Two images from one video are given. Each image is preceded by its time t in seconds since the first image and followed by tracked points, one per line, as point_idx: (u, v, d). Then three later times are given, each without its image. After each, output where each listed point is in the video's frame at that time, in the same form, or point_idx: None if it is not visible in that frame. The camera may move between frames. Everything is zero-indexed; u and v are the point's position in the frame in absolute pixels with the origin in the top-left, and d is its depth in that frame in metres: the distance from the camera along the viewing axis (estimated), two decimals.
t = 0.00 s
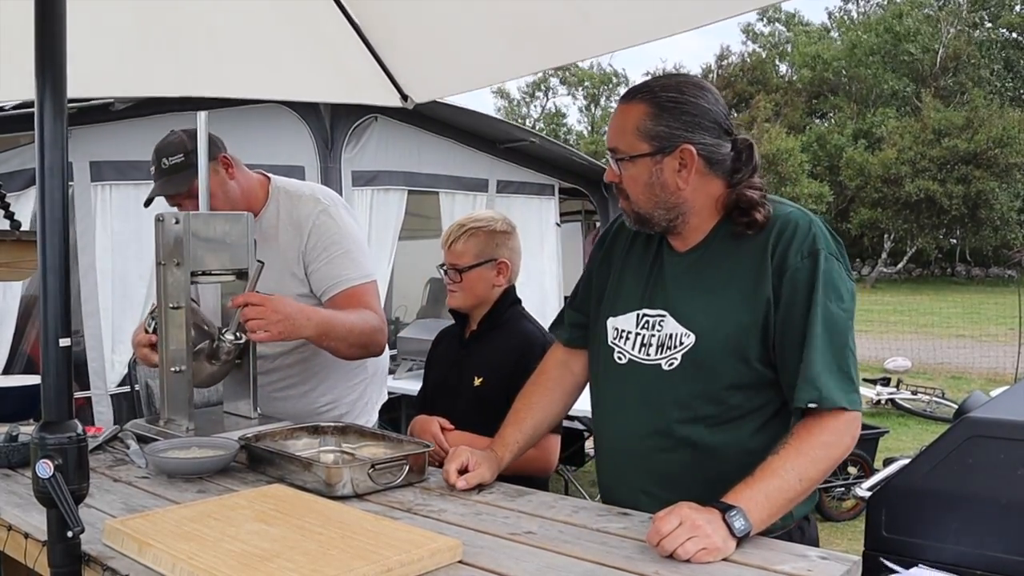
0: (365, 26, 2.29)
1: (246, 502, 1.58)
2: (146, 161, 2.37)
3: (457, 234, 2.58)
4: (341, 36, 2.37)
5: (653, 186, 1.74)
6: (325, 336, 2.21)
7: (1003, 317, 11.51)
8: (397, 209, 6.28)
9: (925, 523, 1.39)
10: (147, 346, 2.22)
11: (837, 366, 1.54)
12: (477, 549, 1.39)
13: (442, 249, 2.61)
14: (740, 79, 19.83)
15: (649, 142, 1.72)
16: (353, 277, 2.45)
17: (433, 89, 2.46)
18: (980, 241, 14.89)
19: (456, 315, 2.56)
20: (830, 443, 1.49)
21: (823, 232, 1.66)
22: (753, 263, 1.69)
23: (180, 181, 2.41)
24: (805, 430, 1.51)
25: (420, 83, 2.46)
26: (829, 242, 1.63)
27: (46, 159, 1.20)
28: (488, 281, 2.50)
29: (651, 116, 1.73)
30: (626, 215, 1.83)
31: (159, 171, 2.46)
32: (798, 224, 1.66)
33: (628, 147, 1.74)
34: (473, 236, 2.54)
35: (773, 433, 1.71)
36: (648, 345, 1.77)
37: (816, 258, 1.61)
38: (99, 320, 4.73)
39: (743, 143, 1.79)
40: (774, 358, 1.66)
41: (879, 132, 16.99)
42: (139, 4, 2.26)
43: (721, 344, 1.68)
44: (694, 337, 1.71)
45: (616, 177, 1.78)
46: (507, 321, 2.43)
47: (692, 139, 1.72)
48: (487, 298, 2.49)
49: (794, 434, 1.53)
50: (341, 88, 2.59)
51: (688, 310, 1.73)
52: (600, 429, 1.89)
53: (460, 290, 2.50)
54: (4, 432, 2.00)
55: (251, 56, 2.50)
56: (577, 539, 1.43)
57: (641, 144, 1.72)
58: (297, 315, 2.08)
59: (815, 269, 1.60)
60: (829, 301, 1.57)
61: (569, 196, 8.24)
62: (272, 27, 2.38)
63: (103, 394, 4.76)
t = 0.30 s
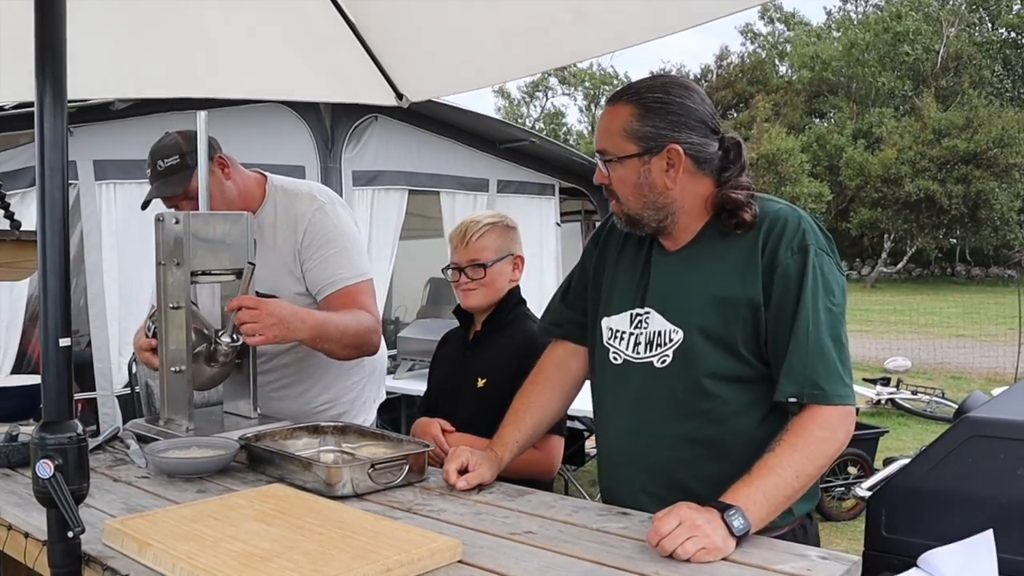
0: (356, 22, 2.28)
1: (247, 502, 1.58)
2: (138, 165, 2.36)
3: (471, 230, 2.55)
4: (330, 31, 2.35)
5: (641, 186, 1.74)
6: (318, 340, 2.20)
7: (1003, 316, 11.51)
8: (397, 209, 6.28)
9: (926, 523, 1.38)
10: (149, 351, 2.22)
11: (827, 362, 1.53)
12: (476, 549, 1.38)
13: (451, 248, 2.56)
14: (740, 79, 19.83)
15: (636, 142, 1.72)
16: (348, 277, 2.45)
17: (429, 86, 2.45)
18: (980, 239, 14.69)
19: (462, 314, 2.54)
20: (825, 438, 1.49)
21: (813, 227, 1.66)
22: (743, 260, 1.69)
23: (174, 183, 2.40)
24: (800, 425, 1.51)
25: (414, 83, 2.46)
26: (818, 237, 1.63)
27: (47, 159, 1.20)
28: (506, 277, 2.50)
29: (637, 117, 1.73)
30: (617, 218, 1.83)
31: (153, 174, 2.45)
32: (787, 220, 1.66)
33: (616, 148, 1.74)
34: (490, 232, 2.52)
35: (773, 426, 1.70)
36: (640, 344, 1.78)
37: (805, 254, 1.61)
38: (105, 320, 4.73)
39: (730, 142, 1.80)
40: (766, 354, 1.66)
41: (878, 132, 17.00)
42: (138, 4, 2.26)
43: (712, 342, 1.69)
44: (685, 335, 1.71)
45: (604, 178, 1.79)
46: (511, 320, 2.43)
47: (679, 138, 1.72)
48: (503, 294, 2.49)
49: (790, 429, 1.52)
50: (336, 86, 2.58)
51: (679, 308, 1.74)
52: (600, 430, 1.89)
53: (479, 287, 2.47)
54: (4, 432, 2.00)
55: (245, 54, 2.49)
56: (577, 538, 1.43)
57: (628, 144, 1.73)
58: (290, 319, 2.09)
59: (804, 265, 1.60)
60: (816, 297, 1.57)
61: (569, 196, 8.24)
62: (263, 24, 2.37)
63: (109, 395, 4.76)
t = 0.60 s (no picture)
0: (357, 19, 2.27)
1: (246, 502, 1.58)
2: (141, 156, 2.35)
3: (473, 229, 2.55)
4: (330, 26, 2.34)
5: (644, 192, 1.74)
6: (324, 355, 2.20)
7: (1003, 316, 11.51)
8: (397, 209, 6.28)
9: (926, 523, 1.38)
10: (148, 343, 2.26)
11: (828, 363, 1.53)
12: (477, 549, 1.39)
13: (454, 246, 2.57)
14: (740, 79, 19.82)
15: (638, 148, 1.73)
16: (347, 278, 2.45)
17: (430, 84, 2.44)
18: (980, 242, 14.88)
19: (466, 314, 2.54)
20: (824, 440, 1.49)
21: (812, 225, 1.66)
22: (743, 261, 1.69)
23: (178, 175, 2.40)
24: (801, 425, 1.51)
25: (417, 82, 2.46)
26: (817, 236, 1.64)
27: (46, 159, 1.20)
28: (509, 276, 2.51)
29: (639, 122, 1.74)
30: (620, 224, 1.83)
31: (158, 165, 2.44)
32: (786, 220, 1.67)
33: (618, 153, 1.75)
34: (493, 231, 2.52)
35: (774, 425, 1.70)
36: (645, 347, 1.78)
37: (804, 254, 1.61)
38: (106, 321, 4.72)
39: (732, 147, 1.80)
40: (766, 354, 1.66)
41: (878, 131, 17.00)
42: (138, 5, 2.26)
43: (715, 344, 1.69)
44: (689, 338, 1.71)
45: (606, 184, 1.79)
46: (515, 321, 2.43)
47: (681, 143, 1.72)
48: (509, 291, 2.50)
49: (790, 430, 1.53)
50: (336, 85, 2.57)
51: (682, 311, 1.74)
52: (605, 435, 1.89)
53: (485, 287, 2.47)
54: (4, 432, 2.00)
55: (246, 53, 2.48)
56: (577, 539, 1.43)
57: (630, 150, 1.73)
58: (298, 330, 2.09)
59: (803, 265, 1.60)
60: (815, 296, 1.57)
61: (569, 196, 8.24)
62: (263, 19, 2.35)
63: (110, 395, 4.76)
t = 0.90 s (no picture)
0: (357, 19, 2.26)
1: (246, 502, 1.58)
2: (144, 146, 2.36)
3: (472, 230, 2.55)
4: (330, 26, 2.33)
5: (652, 189, 1.75)
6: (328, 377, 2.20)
7: (1003, 316, 11.49)
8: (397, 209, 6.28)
9: (925, 523, 1.35)
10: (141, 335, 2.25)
11: (834, 359, 1.53)
12: (477, 549, 1.38)
13: (453, 247, 2.57)
14: (740, 79, 19.83)
15: (647, 146, 1.73)
16: (347, 279, 2.45)
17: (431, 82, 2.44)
18: (981, 239, 14.57)
19: (467, 314, 2.53)
20: (823, 439, 1.49)
21: (819, 224, 1.66)
22: (750, 259, 1.70)
23: (179, 168, 2.41)
24: (804, 422, 1.51)
25: (413, 81, 2.46)
26: (824, 234, 1.64)
27: (46, 159, 1.20)
28: (508, 276, 2.51)
29: (649, 120, 1.74)
30: (627, 221, 1.84)
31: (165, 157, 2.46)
32: (793, 218, 1.67)
33: (627, 151, 1.75)
34: (492, 231, 2.53)
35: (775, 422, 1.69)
36: (651, 345, 1.78)
37: (811, 251, 1.62)
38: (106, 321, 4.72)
39: (741, 148, 1.80)
40: (771, 352, 1.66)
41: (878, 131, 17.01)
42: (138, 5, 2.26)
43: (722, 341, 1.69)
44: (697, 336, 1.71)
45: (615, 181, 1.79)
46: (516, 320, 2.43)
47: (690, 142, 1.73)
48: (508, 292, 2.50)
49: (791, 427, 1.52)
50: (336, 84, 2.57)
51: (690, 309, 1.74)
52: (608, 434, 1.89)
53: (484, 287, 2.47)
54: (4, 432, 2.00)
55: (246, 52, 2.48)
56: (577, 538, 1.43)
57: (639, 147, 1.74)
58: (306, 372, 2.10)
59: (810, 262, 1.61)
60: (822, 292, 1.57)
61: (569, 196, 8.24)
62: (263, 19, 2.35)
63: (109, 395, 4.76)
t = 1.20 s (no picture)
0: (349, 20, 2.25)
1: (246, 502, 1.58)
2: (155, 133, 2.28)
3: (467, 232, 2.56)
4: (322, 28, 2.32)
5: (655, 186, 1.74)
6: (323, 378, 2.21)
7: (1004, 317, 11.48)
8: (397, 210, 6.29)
9: (925, 523, 1.35)
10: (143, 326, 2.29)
11: (833, 355, 1.53)
12: (477, 549, 1.38)
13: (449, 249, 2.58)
14: (740, 79, 19.83)
15: (652, 143, 1.73)
16: (344, 278, 2.45)
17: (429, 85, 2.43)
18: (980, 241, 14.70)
19: (466, 316, 2.53)
20: (823, 436, 1.49)
21: (820, 223, 1.67)
22: (750, 257, 1.70)
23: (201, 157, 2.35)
24: (803, 419, 1.51)
25: (408, 83, 2.45)
26: (825, 233, 1.64)
27: (46, 160, 1.20)
28: (499, 279, 2.49)
29: (654, 118, 1.74)
30: (629, 219, 1.83)
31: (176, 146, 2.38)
32: (794, 217, 1.67)
33: (631, 147, 1.75)
34: (483, 234, 2.52)
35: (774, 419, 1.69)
36: (652, 342, 1.78)
37: (812, 249, 1.62)
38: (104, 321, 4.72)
39: (743, 148, 1.81)
40: (771, 349, 1.66)
41: (878, 131, 17.01)
42: (139, 5, 2.26)
43: (723, 338, 1.69)
44: (698, 333, 1.72)
45: (619, 179, 1.79)
46: (515, 322, 2.42)
47: (694, 140, 1.73)
48: (498, 296, 2.48)
49: (790, 424, 1.52)
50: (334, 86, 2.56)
51: (691, 306, 1.74)
52: (608, 432, 1.89)
53: (470, 289, 2.48)
54: (4, 432, 2.00)
55: (243, 55, 2.47)
56: (576, 538, 1.43)
57: (643, 144, 1.73)
58: (302, 383, 2.08)
59: (810, 259, 1.61)
60: (822, 289, 1.57)
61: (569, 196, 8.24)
62: (257, 20, 2.34)
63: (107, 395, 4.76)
